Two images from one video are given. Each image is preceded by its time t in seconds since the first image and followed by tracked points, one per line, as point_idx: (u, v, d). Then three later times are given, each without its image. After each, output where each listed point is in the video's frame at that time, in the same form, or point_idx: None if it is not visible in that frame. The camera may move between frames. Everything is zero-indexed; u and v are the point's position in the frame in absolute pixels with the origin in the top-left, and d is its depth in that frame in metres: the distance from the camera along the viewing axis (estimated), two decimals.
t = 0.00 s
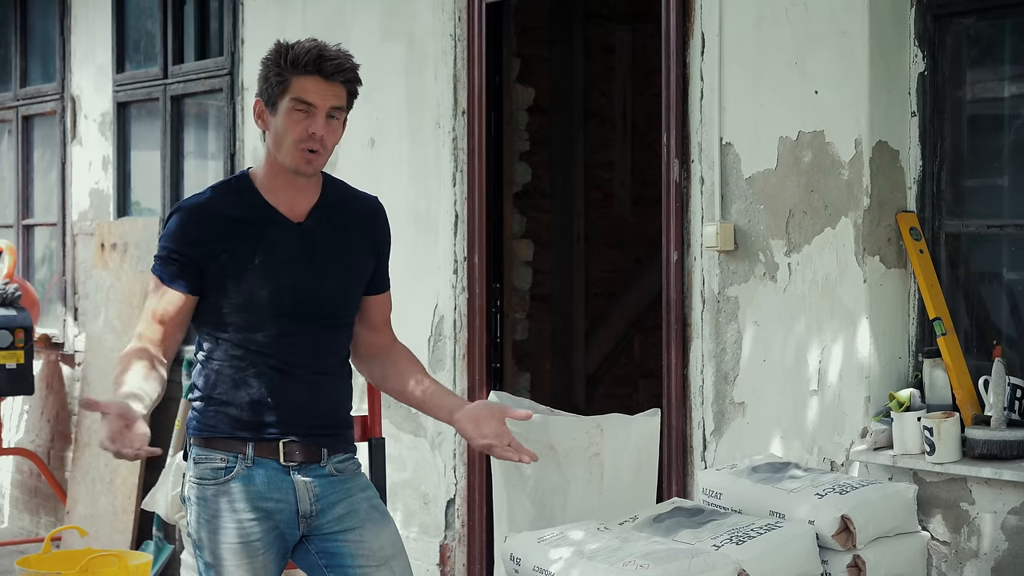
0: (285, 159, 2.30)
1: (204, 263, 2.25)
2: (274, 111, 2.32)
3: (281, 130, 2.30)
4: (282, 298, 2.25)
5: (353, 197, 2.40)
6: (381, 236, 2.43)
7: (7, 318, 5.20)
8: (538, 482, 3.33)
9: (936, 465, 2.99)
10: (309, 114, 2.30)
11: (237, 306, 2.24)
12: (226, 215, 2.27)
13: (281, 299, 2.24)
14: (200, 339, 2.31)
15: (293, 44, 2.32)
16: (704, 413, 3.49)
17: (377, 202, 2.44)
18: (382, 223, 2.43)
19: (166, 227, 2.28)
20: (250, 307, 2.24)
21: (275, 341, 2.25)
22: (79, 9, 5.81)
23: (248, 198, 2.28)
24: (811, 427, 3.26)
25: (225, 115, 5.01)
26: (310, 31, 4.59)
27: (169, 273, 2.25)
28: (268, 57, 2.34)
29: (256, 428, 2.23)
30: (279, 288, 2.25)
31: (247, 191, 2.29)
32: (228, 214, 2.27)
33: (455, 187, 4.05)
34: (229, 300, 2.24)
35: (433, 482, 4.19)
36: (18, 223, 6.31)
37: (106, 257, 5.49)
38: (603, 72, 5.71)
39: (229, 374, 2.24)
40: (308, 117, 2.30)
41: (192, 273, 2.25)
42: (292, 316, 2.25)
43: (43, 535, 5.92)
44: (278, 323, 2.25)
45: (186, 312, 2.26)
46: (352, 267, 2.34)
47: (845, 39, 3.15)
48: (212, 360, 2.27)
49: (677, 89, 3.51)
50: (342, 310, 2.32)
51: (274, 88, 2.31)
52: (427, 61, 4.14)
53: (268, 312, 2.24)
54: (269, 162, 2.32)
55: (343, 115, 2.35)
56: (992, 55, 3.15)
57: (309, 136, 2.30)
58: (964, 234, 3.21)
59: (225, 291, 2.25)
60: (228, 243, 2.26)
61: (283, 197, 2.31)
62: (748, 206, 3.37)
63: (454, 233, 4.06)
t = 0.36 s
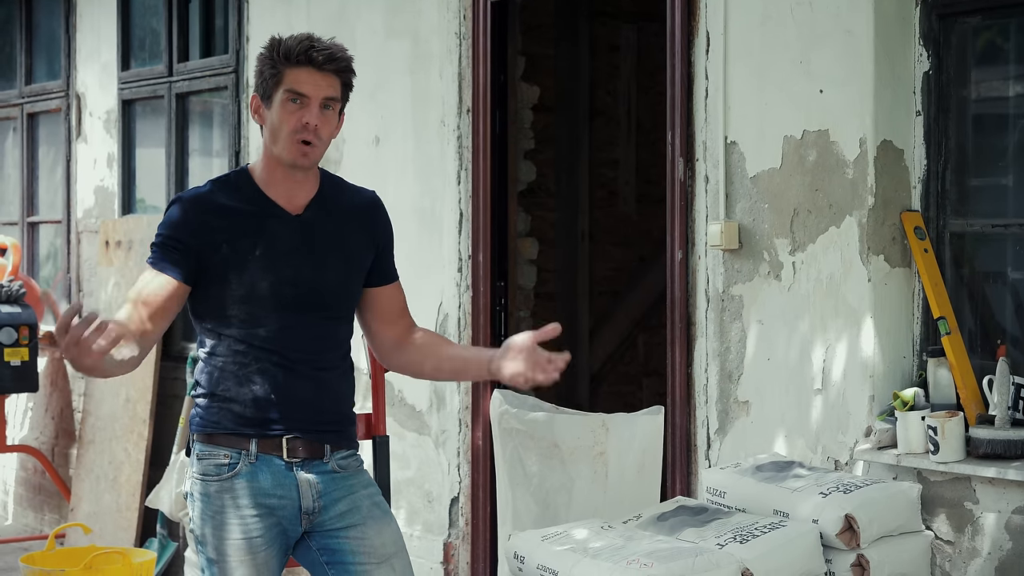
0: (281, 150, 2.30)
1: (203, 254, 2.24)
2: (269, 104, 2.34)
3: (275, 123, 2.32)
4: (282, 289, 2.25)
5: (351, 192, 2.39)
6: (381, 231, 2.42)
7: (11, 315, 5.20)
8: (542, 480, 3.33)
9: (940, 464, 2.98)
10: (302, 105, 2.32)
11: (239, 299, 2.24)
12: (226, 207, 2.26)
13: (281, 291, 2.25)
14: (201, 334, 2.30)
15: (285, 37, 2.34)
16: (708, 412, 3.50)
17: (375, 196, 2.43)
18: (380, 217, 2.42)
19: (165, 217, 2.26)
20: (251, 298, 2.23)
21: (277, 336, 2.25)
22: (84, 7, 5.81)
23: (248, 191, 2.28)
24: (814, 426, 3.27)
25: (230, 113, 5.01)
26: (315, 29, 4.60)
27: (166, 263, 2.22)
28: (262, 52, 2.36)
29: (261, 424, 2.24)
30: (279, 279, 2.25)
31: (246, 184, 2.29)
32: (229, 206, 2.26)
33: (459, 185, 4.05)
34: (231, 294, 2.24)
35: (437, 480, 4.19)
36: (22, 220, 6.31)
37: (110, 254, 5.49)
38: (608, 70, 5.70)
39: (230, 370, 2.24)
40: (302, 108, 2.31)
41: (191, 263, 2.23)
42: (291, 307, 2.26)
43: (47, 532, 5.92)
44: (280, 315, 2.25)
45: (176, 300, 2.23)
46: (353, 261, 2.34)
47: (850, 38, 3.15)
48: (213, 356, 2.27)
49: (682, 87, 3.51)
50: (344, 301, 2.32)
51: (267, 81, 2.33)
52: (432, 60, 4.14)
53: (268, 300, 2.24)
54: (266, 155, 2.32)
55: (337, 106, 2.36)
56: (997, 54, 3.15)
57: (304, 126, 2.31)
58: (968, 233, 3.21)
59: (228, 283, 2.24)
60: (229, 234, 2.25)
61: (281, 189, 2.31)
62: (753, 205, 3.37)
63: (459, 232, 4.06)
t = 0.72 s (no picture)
0: (275, 155, 2.29)
1: (200, 265, 2.23)
2: (262, 109, 2.32)
3: (269, 127, 2.30)
4: (277, 299, 2.24)
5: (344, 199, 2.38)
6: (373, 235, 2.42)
7: (13, 317, 5.21)
8: (543, 484, 3.32)
9: (942, 468, 2.98)
10: (295, 108, 2.30)
11: (234, 309, 2.23)
12: (221, 217, 2.25)
13: (276, 301, 2.24)
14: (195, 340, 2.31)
15: (277, 42, 2.33)
16: (709, 415, 3.50)
17: (366, 201, 2.44)
18: (372, 221, 2.41)
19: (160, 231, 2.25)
20: (246, 308, 2.23)
21: (272, 341, 2.25)
22: (87, 9, 5.82)
23: (242, 201, 2.27)
24: (816, 429, 3.27)
25: (232, 115, 5.01)
26: (317, 32, 4.60)
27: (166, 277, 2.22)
28: (255, 56, 2.35)
29: (257, 427, 2.24)
30: (275, 289, 2.24)
31: (241, 192, 2.28)
32: (224, 217, 2.24)
33: (461, 188, 4.06)
34: (226, 303, 2.23)
35: (438, 484, 4.19)
36: (24, 223, 6.31)
37: (113, 257, 5.48)
38: (610, 74, 5.71)
39: (224, 372, 2.24)
40: (295, 110, 2.30)
41: (188, 276, 2.23)
42: (286, 318, 2.25)
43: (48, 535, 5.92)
44: (275, 322, 2.24)
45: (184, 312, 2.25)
46: (347, 266, 2.33)
47: (851, 41, 3.16)
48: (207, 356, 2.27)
49: (683, 90, 3.52)
50: (338, 309, 2.31)
51: (261, 86, 2.32)
52: (433, 63, 4.15)
53: (262, 312, 2.24)
54: (261, 161, 2.31)
55: (330, 109, 2.35)
56: (998, 57, 3.15)
57: (296, 129, 2.29)
58: (970, 236, 3.21)
59: (223, 292, 2.23)
60: (223, 244, 2.23)
61: (277, 195, 2.29)
62: (754, 208, 3.37)
63: (461, 234, 4.07)
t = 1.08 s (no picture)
0: (266, 162, 2.22)
1: (190, 274, 2.17)
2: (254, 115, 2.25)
3: (260, 135, 2.23)
4: (271, 303, 2.18)
5: (335, 206, 2.32)
6: (367, 241, 2.36)
7: (12, 324, 5.20)
8: (541, 491, 3.33)
9: (939, 475, 2.98)
10: (287, 117, 2.23)
11: (228, 314, 2.17)
12: (213, 224, 2.19)
13: (270, 306, 2.18)
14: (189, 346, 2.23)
15: (272, 49, 2.25)
16: (707, 422, 3.50)
17: (360, 204, 2.37)
18: (366, 226, 2.35)
19: (152, 239, 2.19)
20: (240, 313, 2.17)
21: (266, 347, 2.18)
22: (86, 16, 5.82)
23: (234, 208, 2.21)
24: (813, 436, 3.27)
25: (231, 123, 5.02)
26: (316, 40, 4.60)
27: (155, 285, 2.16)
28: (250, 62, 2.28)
29: (255, 433, 2.17)
30: (268, 294, 2.18)
31: (233, 198, 2.22)
32: (218, 222, 2.19)
33: (460, 196, 4.06)
34: (219, 309, 2.17)
35: (437, 491, 4.19)
36: (23, 229, 6.31)
37: (111, 264, 5.48)
38: (608, 81, 5.71)
39: (223, 378, 2.18)
40: (287, 120, 2.22)
41: (178, 284, 2.16)
42: (280, 321, 2.19)
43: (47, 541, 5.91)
44: (268, 328, 2.18)
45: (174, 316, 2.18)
46: (339, 271, 2.27)
47: (849, 49, 3.17)
48: (201, 362, 2.20)
49: (682, 99, 3.52)
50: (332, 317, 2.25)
51: (253, 92, 2.25)
52: (433, 70, 4.15)
53: (257, 317, 2.18)
54: (252, 166, 2.25)
55: (322, 120, 2.27)
56: (996, 66, 3.16)
57: (287, 139, 2.22)
58: (968, 244, 3.21)
59: (216, 297, 2.17)
60: (217, 249, 2.18)
61: (268, 202, 2.24)
62: (752, 216, 3.38)
63: (459, 241, 4.07)
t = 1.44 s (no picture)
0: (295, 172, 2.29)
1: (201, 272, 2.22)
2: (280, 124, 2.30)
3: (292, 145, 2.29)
4: (281, 301, 2.26)
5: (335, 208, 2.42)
6: (365, 242, 2.48)
7: (9, 323, 5.20)
8: (536, 493, 3.33)
9: (936, 477, 2.99)
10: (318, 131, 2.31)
11: (239, 310, 2.23)
12: (221, 224, 2.25)
13: (280, 303, 2.26)
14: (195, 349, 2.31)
15: (310, 68, 2.29)
16: (704, 424, 3.50)
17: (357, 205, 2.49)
18: (364, 228, 2.48)
19: (159, 239, 2.23)
20: (251, 309, 2.24)
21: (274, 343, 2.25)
22: (83, 16, 5.81)
23: (242, 208, 2.28)
24: (811, 438, 3.27)
25: (228, 124, 5.01)
26: (313, 41, 4.59)
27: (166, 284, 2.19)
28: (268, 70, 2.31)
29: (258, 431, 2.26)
30: (278, 292, 2.26)
31: (242, 199, 2.29)
32: (228, 222, 2.25)
33: (458, 197, 4.06)
34: (229, 306, 2.23)
35: (433, 491, 4.19)
36: (20, 229, 6.31)
37: (108, 264, 5.50)
38: (606, 81, 5.71)
39: (227, 376, 2.24)
40: (325, 143, 2.29)
41: (190, 281, 2.20)
42: (289, 319, 2.27)
43: (43, 541, 5.92)
44: (277, 326, 2.26)
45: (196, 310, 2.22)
46: (344, 267, 2.37)
47: (847, 51, 3.16)
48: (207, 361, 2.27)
49: (680, 100, 3.52)
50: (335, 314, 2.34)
51: (290, 110, 2.27)
52: (430, 71, 4.14)
53: (266, 315, 2.25)
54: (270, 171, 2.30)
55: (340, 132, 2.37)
56: (993, 68, 3.16)
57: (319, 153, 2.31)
58: (965, 247, 3.21)
59: (227, 295, 2.23)
60: (228, 248, 2.24)
61: (279, 203, 2.30)
62: (750, 218, 3.38)
63: (457, 242, 4.07)
